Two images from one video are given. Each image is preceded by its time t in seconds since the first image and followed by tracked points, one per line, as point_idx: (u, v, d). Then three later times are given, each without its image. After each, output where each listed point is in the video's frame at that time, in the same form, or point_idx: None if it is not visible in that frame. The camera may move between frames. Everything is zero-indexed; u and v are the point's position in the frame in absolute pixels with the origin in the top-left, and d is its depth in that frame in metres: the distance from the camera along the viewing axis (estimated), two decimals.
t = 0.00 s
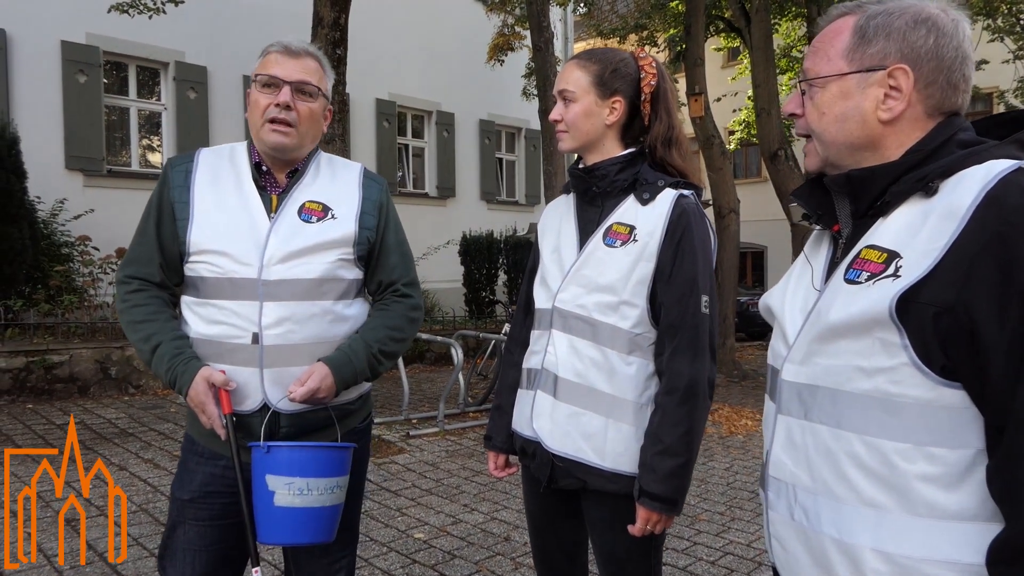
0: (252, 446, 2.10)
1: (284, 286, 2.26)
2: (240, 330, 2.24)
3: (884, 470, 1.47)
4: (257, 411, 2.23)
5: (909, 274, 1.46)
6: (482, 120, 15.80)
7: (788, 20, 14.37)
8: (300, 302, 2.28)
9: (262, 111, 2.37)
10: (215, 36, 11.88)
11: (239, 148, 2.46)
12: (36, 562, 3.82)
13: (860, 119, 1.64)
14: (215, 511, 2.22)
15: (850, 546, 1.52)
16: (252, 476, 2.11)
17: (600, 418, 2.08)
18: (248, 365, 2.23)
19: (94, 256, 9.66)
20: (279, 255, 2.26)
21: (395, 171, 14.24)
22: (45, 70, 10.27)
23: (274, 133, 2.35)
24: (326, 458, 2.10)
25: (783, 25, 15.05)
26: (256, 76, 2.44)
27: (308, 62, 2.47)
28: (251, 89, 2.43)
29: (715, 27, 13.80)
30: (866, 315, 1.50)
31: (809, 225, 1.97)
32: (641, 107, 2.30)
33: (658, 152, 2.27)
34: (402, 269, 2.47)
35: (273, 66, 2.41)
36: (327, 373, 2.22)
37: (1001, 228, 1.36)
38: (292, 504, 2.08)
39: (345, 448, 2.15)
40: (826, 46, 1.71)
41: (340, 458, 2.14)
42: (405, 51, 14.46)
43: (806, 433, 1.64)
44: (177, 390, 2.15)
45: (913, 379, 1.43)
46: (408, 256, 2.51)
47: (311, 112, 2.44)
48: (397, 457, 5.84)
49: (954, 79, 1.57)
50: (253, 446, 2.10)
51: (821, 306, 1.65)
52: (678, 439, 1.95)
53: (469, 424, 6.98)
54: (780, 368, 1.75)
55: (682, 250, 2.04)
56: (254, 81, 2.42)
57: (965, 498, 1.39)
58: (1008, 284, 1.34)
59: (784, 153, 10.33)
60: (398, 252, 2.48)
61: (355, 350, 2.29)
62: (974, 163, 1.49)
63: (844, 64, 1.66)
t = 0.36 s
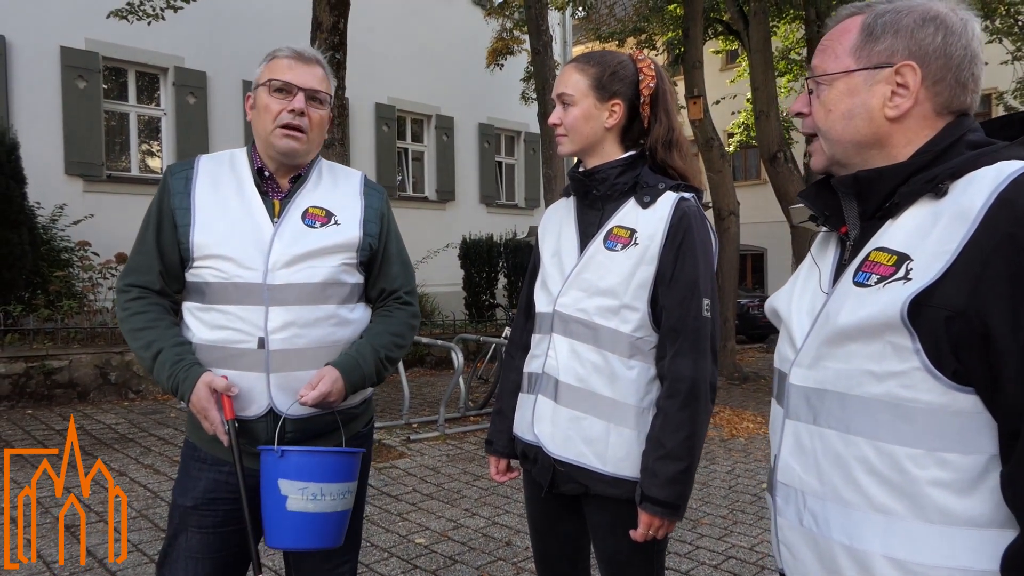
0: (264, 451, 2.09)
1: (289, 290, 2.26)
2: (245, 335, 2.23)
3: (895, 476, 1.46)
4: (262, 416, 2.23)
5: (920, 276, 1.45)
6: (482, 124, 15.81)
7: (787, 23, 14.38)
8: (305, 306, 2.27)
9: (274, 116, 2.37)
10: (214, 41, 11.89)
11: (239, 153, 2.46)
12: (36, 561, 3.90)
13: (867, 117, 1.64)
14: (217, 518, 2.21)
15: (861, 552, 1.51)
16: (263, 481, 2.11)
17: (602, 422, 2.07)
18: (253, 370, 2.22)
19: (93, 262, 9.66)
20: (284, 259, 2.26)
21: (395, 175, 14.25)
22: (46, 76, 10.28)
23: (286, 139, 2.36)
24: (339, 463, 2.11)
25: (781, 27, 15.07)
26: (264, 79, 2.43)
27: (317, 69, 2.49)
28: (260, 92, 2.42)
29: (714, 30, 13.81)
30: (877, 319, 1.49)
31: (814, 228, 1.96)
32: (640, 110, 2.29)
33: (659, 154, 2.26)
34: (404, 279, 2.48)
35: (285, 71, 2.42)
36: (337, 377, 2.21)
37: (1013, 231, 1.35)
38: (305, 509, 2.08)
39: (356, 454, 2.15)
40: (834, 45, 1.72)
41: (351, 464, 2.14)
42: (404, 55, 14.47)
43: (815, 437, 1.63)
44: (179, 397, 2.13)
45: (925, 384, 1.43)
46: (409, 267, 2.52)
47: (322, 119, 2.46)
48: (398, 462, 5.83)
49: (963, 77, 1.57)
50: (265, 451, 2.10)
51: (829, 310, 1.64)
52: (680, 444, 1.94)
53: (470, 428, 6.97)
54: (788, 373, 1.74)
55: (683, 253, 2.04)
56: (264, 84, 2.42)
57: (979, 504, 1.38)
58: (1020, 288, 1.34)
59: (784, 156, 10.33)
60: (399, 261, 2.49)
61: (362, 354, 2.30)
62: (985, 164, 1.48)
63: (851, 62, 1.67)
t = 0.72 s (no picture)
0: (268, 457, 2.09)
1: (293, 294, 2.26)
2: (248, 339, 2.22)
3: (898, 481, 1.46)
4: (265, 420, 2.23)
5: (923, 281, 1.46)
6: (482, 128, 15.83)
7: (786, 28, 14.41)
8: (309, 309, 2.28)
9: (277, 120, 2.38)
10: (215, 44, 11.91)
11: (240, 156, 2.46)
12: (37, 562, 3.94)
13: (871, 122, 1.65)
14: (217, 523, 2.21)
15: (863, 557, 1.50)
16: (268, 486, 2.10)
17: (601, 427, 2.07)
18: (256, 374, 2.22)
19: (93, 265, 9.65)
20: (288, 263, 2.26)
21: (395, 179, 14.26)
22: (47, 79, 10.30)
23: (288, 142, 2.36)
24: (345, 469, 2.11)
25: (781, 33, 15.10)
26: (267, 83, 2.44)
27: (320, 75, 2.50)
28: (262, 97, 2.43)
29: (713, 36, 13.84)
30: (880, 324, 1.49)
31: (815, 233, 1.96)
32: (639, 115, 2.29)
33: (658, 159, 2.26)
34: (403, 282, 2.50)
35: (289, 75, 2.43)
36: (341, 382, 2.24)
37: (1016, 237, 1.35)
38: (312, 515, 2.08)
39: (361, 459, 2.16)
40: (838, 51, 1.73)
41: (356, 469, 2.15)
42: (405, 59, 14.49)
43: (817, 443, 1.63)
44: (184, 401, 2.13)
45: (928, 390, 1.43)
46: (409, 270, 2.54)
47: (323, 125, 2.47)
48: (396, 466, 5.82)
49: (966, 83, 1.57)
50: (271, 457, 2.09)
51: (832, 314, 1.64)
52: (679, 449, 1.94)
53: (469, 433, 6.96)
54: (790, 377, 1.74)
55: (683, 258, 2.04)
56: (267, 88, 2.42)
57: (982, 510, 1.38)
58: None
59: (783, 161, 10.35)
60: (399, 265, 2.51)
61: (366, 358, 2.31)
62: (988, 170, 1.49)
63: (855, 67, 1.67)
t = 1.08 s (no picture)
0: (269, 469, 2.08)
1: (292, 305, 2.25)
2: (247, 350, 2.22)
3: (898, 490, 1.45)
4: (265, 431, 2.22)
5: (921, 289, 1.45)
6: (479, 139, 15.87)
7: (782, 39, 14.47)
8: (308, 320, 2.27)
9: (288, 134, 2.37)
10: (214, 56, 11.94)
11: (238, 166, 2.46)
12: (36, 561, 4.10)
13: (869, 130, 1.65)
14: (216, 536, 2.20)
15: (863, 566, 1.50)
16: (269, 498, 2.09)
17: (599, 437, 2.06)
18: (256, 385, 2.21)
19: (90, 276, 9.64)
20: (287, 274, 2.26)
21: (392, 190, 14.27)
22: (45, 91, 10.32)
23: (302, 157, 2.38)
24: (346, 480, 2.10)
25: (776, 44, 15.16)
26: (273, 96, 2.42)
27: (323, 87, 2.51)
28: (269, 111, 2.41)
29: (710, 46, 13.89)
30: (878, 331, 1.49)
31: (814, 240, 1.96)
32: (635, 124, 2.30)
33: (655, 167, 2.26)
34: (401, 293, 2.50)
35: (297, 89, 2.43)
36: (341, 393, 2.22)
37: (1012, 243, 1.35)
38: (314, 527, 2.07)
39: (361, 471, 2.15)
40: (834, 60, 1.73)
41: (357, 481, 2.14)
42: (402, 70, 14.54)
43: (817, 451, 1.63)
44: (182, 413, 2.12)
45: (926, 396, 1.42)
46: (406, 281, 2.54)
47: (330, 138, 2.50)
48: (395, 477, 5.79)
49: (963, 90, 1.58)
50: (272, 468, 2.08)
51: (830, 322, 1.64)
52: (677, 458, 1.93)
53: (467, 443, 6.93)
54: (789, 385, 1.74)
55: (680, 266, 2.04)
56: (275, 102, 2.41)
57: (982, 518, 1.38)
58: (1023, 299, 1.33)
59: (780, 170, 10.37)
60: (397, 275, 2.51)
61: (367, 369, 2.31)
62: (985, 176, 1.49)
63: (852, 75, 1.68)
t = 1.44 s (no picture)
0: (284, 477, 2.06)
1: (292, 313, 2.25)
2: (247, 359, 2.21)
3: (900, 495, 1.44)
4: (263, 440, 2.20)
5: (921, 292, 1.45)
6: (477, 148, 15.89)
7: (779, 47, 14.53)
8: (309, 328, 2.27)
9: (299, 152, 2.35)
10: (212, 66, 11.97)
11: (233, 172, 2.46)
12: (36, 563, 4.21)
13: (867, 133, 1.65)
14: (215, 547, 2.19)
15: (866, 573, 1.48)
16: (281, 507, 2.07)
17: (599, 443, 2.05)
18: (257, 394, 2.20)
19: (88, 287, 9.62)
20: (287, 282, 2.25)
21: (391, 199, 14.28)
22: (43, 102, 10.33)
23: (311, 174, 2.39)
24: (360, 489, 2.09)
25: (773, 52, 15.21)
26: (280, 111, 2.37)
27: (326, 99, 2.48)
28: (276, 126, 2.36)
29: (707, 54, 13.93)
30: (878, 335, 1.48)
31: (814, 245, 1.95)
32: (631, 129, 2.30)
33: (651, 172, 2.27)
34: (397, 302, 2.51)
35: (305, 104, 2.39)
36: (352, 400, 2.24)
37: (1014, 246, 1.35)
38: (328, 536, 2.05)
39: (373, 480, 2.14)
40: (832, 64, 1.73)
41: (369, 490, 2.13)
42: (401, 80, 14.57)
43: (817, 456, 1.62)
44: (175, 422, 2.10)
45: (927, 401, 1.42)
46: (402, 290, 2.55)
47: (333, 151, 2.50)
48: (394, 487, 5.77)
49: (962, 92, 1.58)
50: (288, 476, 2.07)
51: (830, 327, 1.63)
52: (677, 464, 1.92)
53: (467, 452, 6.91)
54: (789, 391, 1.73)
55: (678, 271, 2.03)
56: (283, 118, 2.36)
57: (985, 524, 1.37)
58: None
59: (779, 177, 10.38)
60: (393, 284, 2.51)
61: (369, 377, 2.32)
62: (985, 179, 1.48)
63: (850, 79, 1.68)
